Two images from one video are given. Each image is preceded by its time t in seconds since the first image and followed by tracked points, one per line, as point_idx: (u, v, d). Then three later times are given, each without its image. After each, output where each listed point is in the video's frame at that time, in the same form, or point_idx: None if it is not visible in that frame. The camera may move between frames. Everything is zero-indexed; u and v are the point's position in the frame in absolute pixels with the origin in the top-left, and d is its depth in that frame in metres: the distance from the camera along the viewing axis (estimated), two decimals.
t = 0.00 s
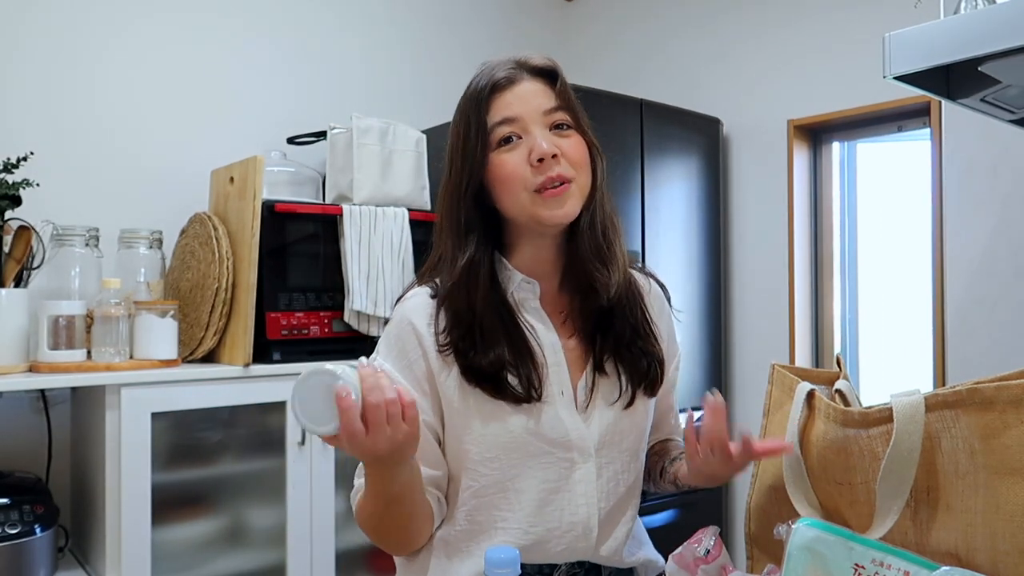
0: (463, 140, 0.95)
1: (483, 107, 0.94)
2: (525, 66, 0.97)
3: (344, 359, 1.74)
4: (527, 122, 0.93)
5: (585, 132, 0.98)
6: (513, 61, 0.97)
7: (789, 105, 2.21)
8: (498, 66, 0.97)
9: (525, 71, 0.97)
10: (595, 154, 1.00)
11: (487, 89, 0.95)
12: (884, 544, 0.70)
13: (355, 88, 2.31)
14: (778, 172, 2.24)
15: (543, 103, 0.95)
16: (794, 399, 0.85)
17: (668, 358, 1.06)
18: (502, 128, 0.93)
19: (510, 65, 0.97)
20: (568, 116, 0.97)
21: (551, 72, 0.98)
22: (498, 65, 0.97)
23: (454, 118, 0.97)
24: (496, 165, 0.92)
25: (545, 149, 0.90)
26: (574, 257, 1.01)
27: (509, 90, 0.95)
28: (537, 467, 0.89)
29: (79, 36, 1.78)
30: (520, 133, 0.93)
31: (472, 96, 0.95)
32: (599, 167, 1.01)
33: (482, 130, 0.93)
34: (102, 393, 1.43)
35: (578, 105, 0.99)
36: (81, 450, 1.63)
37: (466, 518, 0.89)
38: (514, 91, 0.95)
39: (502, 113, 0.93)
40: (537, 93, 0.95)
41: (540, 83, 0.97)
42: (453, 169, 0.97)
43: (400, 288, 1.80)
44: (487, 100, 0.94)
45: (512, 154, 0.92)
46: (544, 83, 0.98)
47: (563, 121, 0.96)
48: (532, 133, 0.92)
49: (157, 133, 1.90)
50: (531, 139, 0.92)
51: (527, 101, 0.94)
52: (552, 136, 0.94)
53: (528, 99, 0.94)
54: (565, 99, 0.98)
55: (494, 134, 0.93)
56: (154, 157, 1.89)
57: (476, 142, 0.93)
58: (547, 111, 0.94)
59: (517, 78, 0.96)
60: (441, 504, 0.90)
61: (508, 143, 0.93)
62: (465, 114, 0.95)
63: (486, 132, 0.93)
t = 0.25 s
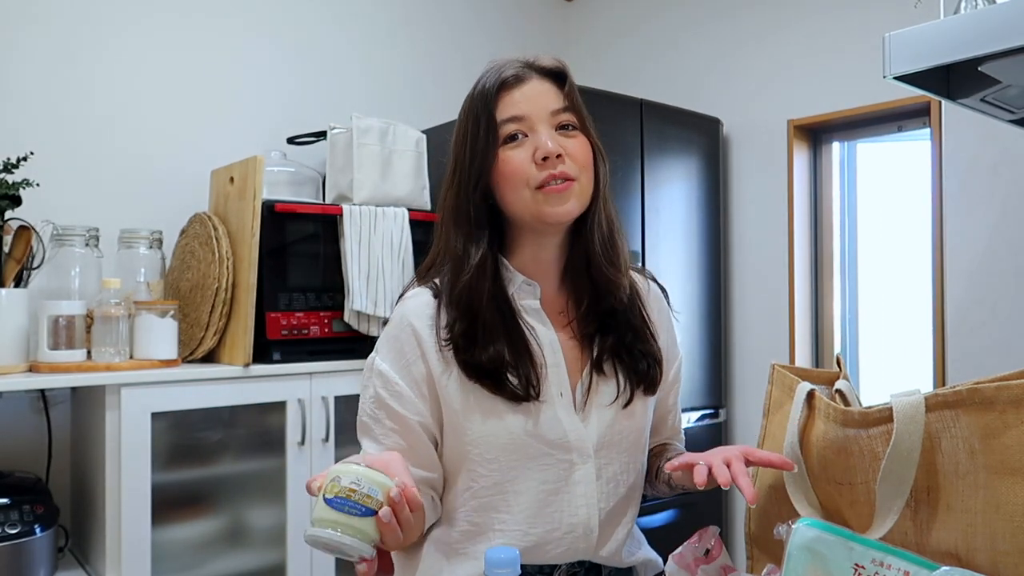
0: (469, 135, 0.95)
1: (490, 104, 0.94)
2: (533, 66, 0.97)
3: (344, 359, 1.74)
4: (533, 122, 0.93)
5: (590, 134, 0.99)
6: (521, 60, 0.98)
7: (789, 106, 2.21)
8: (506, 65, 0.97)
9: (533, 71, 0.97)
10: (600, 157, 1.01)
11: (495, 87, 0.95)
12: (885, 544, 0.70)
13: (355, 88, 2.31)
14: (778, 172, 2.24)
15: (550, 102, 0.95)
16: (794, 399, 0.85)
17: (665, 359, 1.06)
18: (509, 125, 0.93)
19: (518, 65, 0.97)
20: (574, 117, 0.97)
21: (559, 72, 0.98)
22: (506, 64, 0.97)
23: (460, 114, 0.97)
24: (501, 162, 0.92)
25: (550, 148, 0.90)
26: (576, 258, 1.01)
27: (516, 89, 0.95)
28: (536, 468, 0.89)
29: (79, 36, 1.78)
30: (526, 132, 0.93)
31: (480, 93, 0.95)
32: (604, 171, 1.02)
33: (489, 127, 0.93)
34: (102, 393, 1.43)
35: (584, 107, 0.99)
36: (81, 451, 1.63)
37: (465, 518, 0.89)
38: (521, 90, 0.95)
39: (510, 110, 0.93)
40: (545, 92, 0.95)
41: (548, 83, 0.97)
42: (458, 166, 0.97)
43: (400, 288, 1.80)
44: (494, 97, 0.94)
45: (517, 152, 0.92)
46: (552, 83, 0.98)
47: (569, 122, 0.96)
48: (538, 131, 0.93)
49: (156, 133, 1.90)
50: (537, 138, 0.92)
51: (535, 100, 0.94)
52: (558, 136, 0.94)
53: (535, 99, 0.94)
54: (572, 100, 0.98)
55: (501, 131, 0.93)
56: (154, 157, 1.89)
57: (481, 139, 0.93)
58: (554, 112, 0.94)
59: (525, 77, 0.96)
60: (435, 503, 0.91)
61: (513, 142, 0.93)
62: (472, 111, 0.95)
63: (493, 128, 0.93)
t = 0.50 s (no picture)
0: (469, 137, 0.95)
1: (490, 106, 0.94)
2: (533, 68, 0.97)
3: (344, 359, 1.74)
4: (533, 124, 0.93)
5: (588, 137, 0.99)
6: (522, 62, 0.97)
7: (789, 105, 2.21)
8: (507, 66, 0.97)
9: (533, 73, 0.97)
10: (597, 160, 1.01)
11: (495, 88, 0.95)
12: (885, 545, 0.70)
13: (355, 88, 2.31)
14: (778, 172, 2.24)
15: (550, 105, 0.95)
16: (794, 399, 0.85)
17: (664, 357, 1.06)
18: (509, 128, 0.93)
19: (518, 66, 0.97)
20: (573, 120, 0.97)
21: (559, 75, 0.98)
22: (506, 65, 0.97)
23: (460, 115, 0.97)
24: (500, 164, 0.92)
25: (550, 151, 0.90)
26: (574, 258, 1.01)
27: (516, 90, 0.95)
28: (534, 468, 0.89)
29: (79, 36, 1.78)
30: (525, 134, 0.93)
31: (480, 95, 0.95)
32: (600, 172, 1.02)
33: (488, 129, 0.93)
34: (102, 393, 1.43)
35: (583, 110, 0.99)
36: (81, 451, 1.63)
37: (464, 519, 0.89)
38: (521, 92, 0.95)
39: (510, 113, 0.93)
40: (545, 94, 0.95)
41: (547, 85, 0.97)
42: (457, 166, 0.97)
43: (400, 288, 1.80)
44: (495, 98, 0.94)
45: (517, 154, 0.92)
46: (551, 86, 0.98)
47: (568, 125, 0.96)
48: (538, 134, 0.93)
49: (156, 133, 1.90)
50: (536, 140, 0.92)
51: (535, 103, 0.94)
52: (557, 139, 0.94)
53: (535, 101, 0.94)
54: (572, 104, 0.98)
55: (500, 134, 0.93)
56: (154, 157, 1.89)
57: (481, 140, 0.93)
58: (553, 114, 0.94)
59: (525, 78, 0.96)
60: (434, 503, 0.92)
61: (513, 143, 0.93)
62: (472, 112, 0.95)
63: (493, 130, 0.93)
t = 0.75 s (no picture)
0: (470, 137, 0.95)
1: (492, 106, 0.94)
2: (535, 68, 0.97)
3: (344, 359, 1.74)
4: (534, 124, 0.93)
5: (589, 138, 0.99)
6: (523, 62, 0.97)
7: (789, 105, 2.21)
8: (508, 67, 0.97)
9: (534, 74, 0.97)
10: (597, 160, 1.01)
11: (497, 88, 0.95)
12: (885, 544, 0.70)
13: (355, 88, 2.31)
14: (778, 172, 2.24)
15: (551, 106, 0.95)
16: (794, 399, 0.85)
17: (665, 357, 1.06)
18: (510, 128, 0.93)
19: (520, 67, 0.97)
20: (574, 122, 0.97)
21: (560, 76, 0.98)
22: (508, 65, 0.97)
23: (461, 114, 0.97)
24: (500, 164, 0.92)
25: (550, 151, 0.90)
26: (574, 257, 1.01)
27: (518, 91, 0.95)
28: (534, 468, 0.89)
29: (79, 36, 1.78)
30: (526, 135, 0.93)
31: (481, 96, 0.95)
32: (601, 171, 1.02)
33: (490, 130, 0.93)
34: (102, 393, 1.43)
35: (584, 111, 0.99)
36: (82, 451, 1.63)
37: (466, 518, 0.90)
38: (523, 93, 0.95)
39: (511, 114, 0.93)
40: (547, 96, 0.95)
41: (548, 86, 0.97)
42: (458, 166, 0.97)
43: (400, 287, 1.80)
44: (496, 99, 0.94)
45: (517, 155, 0.92)
46: (553, 86, 0.98)
47: (569, 126, 0.96)
48: (539, 135, 0.93)
49: (156, 132, 1.90)
50: (537, 141, 0.92)
51: (536, 103, 0.94)
52: (558, 140, 0.94)
53: (537, 102, 0.94)
54: (574, 105, 0.98)
55: (501, 134, 0.93)
56: (154, 158, 1.89)
57: (482, 140, 0.93)
58: (555, 115, 0.94)
59: (527, 79, 0.96)
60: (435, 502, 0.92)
61: (514, 144, 0.93)
62: (473, 112, 0.95)
63: (494, 130, 0.93)
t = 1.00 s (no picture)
0: (477, 135, 0.94)
1: (502, 105, 0.93)
2: (546, 71, 0.97)
3: (344, 359, 1.74)
4: (542, 127, 0.93)
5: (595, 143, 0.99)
6: (535, 64, 0.97)
7: (789, 105, 2.21)
8: (519, 67, 0.97)
9: (545, 77, 0.97)
10: (602, 165, 1.01)
11: (508, 88, 0.94)
12: (885, 544, 0.70)
13: (355, 89, 2.31)
14: (778, 172, 2.24)
15: (560, 111, 0.95)
16: (794, 399, 0.85)
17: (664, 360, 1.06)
18: (518, 129, 0.93)
19: (531, 68, 0.97)
20: (582, 127, 0.97)
21: (571, 80, 0.99)
22: (520, 66, 0.97)
23: (469, 112, 0.97)
24: (505, 165, 0.93)
25: (557, 156, 0.91)
26: (574, 260, 1.02)
27: (529, 92, 0.95)
28: (534, 468, 0.89)
29: (79, 36, 1.78)
30: (534, 137, 0.93)
31: (491, 94, 0.94)
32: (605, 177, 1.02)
33: (499, 130, 0.93)
34: (102, 393, 1.43)
35: (592, 116, 0.99)
36: (81, 451, 1.63)
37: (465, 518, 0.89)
38: (533, 95, 0.95)
39: (520, 114, 0.93)
40: (556, 101, 0.95)
41: (559, 90, 0.97)
42: (464, 163, 0.96)
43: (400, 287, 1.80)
44: (507, 99, 0.94)
45: (523, 157, 0.92)
46: (562, 91, 0.98)
47: (577, 131, 0.96)
48: (546, 139, 0.93)
49: (157, 132, 1.90)
50: (544, 144, 0.93)
51: (545, 107, 0.94)
52: (565, 144, 0.94)
53: (546, 105, 0.94)
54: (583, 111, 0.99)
55: (509, 135, 0.93)
56: (154, 158, 1.90)
57: (490, 139, 0.93)
58: (563, 119, 0.95)
59: (538, 81, 0.96)
60: (438, 502, 0.91)
61: (521, 146, 0.93)
62: (482, 110, 0.94)
63: (503, 130, 0.93)
